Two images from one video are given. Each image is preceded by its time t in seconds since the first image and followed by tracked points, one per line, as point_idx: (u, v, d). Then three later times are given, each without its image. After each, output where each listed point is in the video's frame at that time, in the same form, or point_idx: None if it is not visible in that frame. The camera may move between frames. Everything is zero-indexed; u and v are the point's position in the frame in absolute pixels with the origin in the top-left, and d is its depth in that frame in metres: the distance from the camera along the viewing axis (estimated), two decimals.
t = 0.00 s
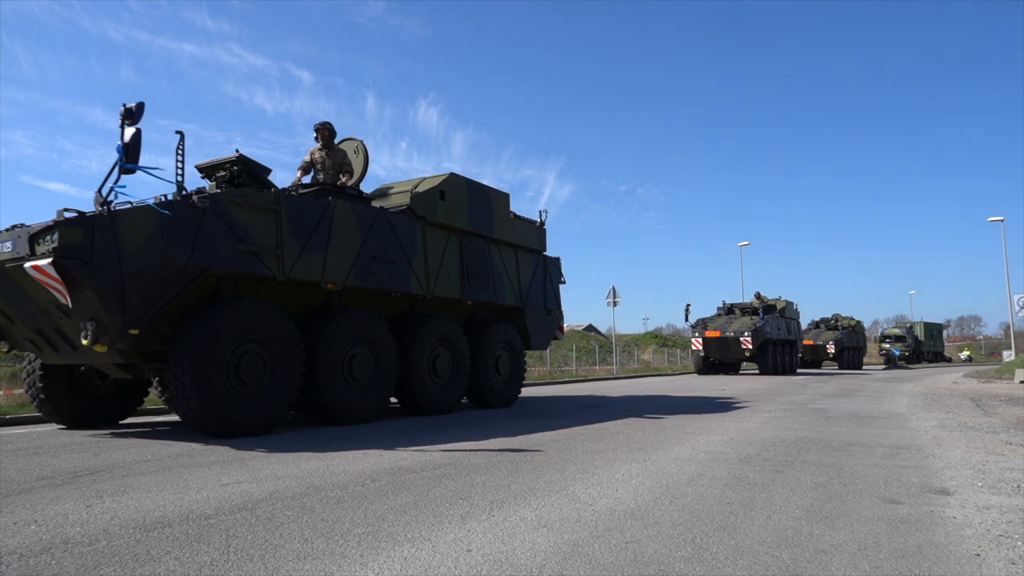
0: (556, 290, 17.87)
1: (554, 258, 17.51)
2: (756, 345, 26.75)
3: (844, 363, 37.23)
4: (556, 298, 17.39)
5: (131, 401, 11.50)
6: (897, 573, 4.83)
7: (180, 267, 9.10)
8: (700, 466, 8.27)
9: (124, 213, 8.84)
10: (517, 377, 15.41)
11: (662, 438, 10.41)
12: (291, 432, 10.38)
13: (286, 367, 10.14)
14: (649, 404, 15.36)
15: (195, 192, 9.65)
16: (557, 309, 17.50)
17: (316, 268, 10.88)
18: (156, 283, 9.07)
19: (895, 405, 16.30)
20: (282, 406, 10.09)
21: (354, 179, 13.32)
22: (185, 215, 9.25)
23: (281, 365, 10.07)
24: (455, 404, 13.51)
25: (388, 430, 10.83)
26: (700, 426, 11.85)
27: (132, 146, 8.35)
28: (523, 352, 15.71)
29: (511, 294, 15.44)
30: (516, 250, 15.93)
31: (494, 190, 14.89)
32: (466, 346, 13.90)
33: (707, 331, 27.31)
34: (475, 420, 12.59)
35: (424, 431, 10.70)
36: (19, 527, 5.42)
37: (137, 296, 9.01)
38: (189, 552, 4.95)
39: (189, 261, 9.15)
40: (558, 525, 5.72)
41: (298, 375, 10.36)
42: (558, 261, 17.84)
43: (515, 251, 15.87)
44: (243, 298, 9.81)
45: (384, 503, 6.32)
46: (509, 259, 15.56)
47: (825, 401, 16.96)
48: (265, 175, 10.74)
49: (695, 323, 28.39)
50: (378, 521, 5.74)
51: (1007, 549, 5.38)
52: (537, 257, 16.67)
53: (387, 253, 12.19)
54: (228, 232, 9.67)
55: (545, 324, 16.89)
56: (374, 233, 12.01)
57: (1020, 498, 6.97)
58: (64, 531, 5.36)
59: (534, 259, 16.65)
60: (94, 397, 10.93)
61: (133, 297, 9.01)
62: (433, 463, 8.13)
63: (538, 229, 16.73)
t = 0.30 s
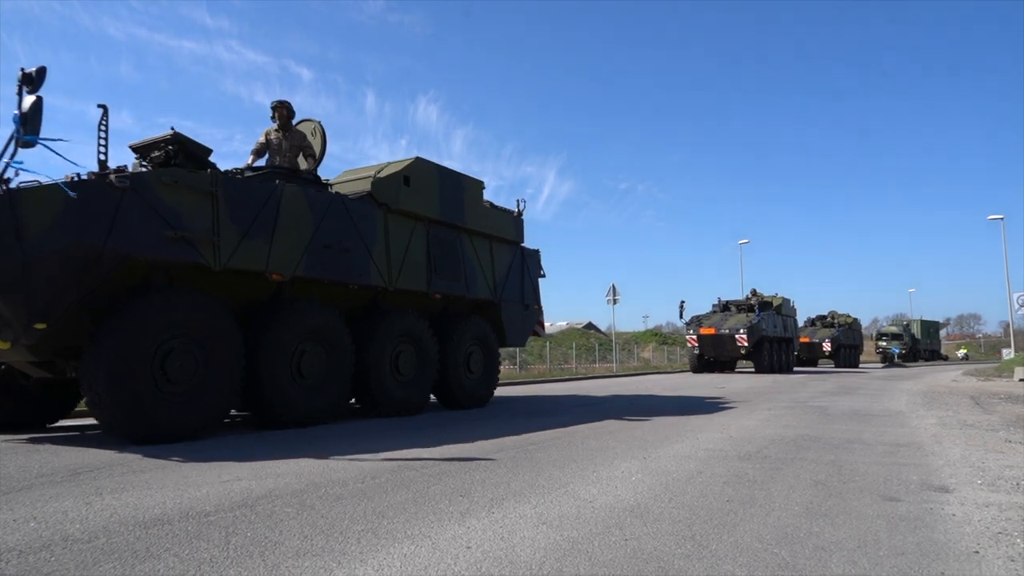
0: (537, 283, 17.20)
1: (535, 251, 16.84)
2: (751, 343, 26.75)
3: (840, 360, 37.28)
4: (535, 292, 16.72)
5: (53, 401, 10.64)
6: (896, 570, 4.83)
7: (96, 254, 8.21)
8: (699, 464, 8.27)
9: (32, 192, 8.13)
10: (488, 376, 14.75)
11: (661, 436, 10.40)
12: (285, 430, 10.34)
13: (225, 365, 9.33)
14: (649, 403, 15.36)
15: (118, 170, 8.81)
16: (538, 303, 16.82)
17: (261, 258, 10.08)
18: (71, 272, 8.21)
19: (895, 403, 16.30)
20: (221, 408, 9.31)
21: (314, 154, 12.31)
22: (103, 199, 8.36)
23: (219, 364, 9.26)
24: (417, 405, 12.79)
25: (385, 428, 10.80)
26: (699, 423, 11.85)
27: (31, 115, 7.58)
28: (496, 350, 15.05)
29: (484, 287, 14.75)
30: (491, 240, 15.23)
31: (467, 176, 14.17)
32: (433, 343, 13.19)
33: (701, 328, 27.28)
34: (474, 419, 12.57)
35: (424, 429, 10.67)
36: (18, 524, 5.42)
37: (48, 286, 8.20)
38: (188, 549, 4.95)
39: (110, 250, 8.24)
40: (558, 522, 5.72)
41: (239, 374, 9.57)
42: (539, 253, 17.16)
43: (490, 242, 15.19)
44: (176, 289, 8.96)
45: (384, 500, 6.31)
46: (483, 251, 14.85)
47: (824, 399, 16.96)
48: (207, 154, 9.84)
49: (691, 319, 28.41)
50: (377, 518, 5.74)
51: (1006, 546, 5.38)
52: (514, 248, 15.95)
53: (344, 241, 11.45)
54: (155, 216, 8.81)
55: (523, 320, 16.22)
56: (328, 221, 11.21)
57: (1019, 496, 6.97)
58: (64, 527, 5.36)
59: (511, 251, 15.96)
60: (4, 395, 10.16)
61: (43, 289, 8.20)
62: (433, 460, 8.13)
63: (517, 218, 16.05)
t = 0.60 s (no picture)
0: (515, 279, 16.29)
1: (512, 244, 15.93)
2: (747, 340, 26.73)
3: (837, 358, 37.27)
4: (513, 287, 15.84)
5: None
6: (895, 567, 4.84)
7: None
8: (699, 461, 8.27)
9: None
10: (458, 377, 13.88)
11: (661, 433, 10.41)
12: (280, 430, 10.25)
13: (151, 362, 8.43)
14: (649, 402, 15.36)
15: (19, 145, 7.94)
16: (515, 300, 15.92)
17: (193, 245, 9.11)
18: None
19: (893, 401, 16.35)
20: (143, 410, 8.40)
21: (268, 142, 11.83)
22: None
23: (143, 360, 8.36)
24: (376, 409, 11.87)
25: (384, 427, 10.78)
26: (698, 421, 11.86)
27: None
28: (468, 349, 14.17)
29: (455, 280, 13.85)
30: (464, 232, 14.31)
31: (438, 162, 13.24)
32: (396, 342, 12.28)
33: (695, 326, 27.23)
34: (473, 417, 12.55)
35: (422, 428, 10.65)
36: (18, 521, 5.43)
37: None
38: (187, 546, 4.95)
39: (1, 227, 7.45)
40: (557, 520, 5.72)
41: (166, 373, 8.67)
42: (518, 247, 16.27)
43: (462, 234, 14.26)
44: (90, 279, 8.08)
45: (384, 498, 6.31)
46: (453, 242, 13.92)
47: (824, 397, 16.96)
48: (136, 130, 8.83)
49: (685, 316, 28.37)
50: (377, 516, 5.74)
51: (1005, 543, 5.39)
52: (489, 240, 15.00)
53: (295, 229, 10.51)
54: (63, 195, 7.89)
55: (498, 317, 15.32)
56: (273, 206, 10.24)
57: (1018, 493, 6.98)
58: (64, 525, 5.36)
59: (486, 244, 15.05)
60: None
61: None
62: (433, 458, 8.13)
63: (492, 209, 15.13)
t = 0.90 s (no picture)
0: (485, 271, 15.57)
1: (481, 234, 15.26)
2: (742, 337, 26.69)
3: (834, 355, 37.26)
4: (482, 280, 15.15)
5: None
6: (894, 563, 4.84)
7: None
8: (698, 459, 8.28)
9: None
10: (420, 375, 13.17)
11: (662, 431, 10.41)
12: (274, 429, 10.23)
13: (51, 357, 7.70)
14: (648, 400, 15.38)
15: None
16: (486, 293, 15.27)
17: (107, 231, 8.35)
18: None
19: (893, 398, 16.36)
20: (45, 409, 7.69)
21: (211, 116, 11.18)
22: None
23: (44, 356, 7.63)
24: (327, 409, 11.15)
25: (384, 425, 10.77)
26: (699, 418, 11.87)
27: None
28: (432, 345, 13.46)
29: (417, 272, 13.17)
30: (428, 221, 13.63)
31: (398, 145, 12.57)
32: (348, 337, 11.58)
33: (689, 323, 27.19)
34: (472, 415, 12.54)
35: (421, 426, 10.65)
36: (18, 520, 5.43)
37: None
38: (187, 544, 4.94)
39: None
40: (557, 518, 5.73)
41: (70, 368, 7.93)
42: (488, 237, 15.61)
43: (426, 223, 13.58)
44: None
45: (384, 496, 6.31)
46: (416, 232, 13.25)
47: (823, 394, 16.97)
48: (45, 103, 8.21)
49: (680, 313, 28.33)
50: (377, 514, 5.74)
51: (1004, 539, 5.39)
52: (455, 231, 14.35)
53: (228, 214, 9.79)
54: None
55: (466, 311, 14.65)
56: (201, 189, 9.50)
57: (1017, 489, 6.99)
58: (64, 524, 5.36)
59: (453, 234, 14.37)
60: None
61: None
62: (432, 455, 8.14)
63: (460, 199, 14.47)
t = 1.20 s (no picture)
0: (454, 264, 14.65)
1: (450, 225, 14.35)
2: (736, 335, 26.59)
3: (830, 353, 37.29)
4: (449, 273, 14.25)
5: None
6: (895, 562, 4.84)
7: None
8: (698, 457, 8.27)
9: None
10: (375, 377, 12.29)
11: (661, 430, 10.40)
12: (273, 429, 10.20)
13: None
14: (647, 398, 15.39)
15: None
16: (454, 288, 14.37)
17: None
18: None
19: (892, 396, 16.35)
20: None
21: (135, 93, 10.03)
22: None
23: None
24: (265, 414, 10.23)
25: (383, 424, 10.76)
26: (699, 417, 11.87)
27: None
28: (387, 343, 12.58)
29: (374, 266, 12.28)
30: (389, 210, 12.72)
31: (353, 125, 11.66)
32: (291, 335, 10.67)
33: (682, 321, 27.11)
34: (471, 414, 12.53)
35: (420, 425, 10.63)
36: (17, 518, 5.41)
37: None
38: (187, 543, 4.94)
39: None
40: (557, 516, 5.72)
41: None
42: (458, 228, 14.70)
43: (387, 211, 12.67)
44: None
45: (385, 494, 6.31)
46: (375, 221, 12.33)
47: (822, 393, 16.98)
48: None
49: (673, 310, 28.25)
50: (377, 512, 5.74)
51: (1004, 539, 5.38)
52: (420, 220, 13.42)
53: (148, 198, 8.83)
54: None
55: (432, 306, 13.77)
56: (118, 169, 8.51)
57: (1017, 488, 6.99)
58: (64, 522, 5.35)
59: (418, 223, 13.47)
60: None
61: None
62: (430, 454, 8.14)
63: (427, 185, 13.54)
